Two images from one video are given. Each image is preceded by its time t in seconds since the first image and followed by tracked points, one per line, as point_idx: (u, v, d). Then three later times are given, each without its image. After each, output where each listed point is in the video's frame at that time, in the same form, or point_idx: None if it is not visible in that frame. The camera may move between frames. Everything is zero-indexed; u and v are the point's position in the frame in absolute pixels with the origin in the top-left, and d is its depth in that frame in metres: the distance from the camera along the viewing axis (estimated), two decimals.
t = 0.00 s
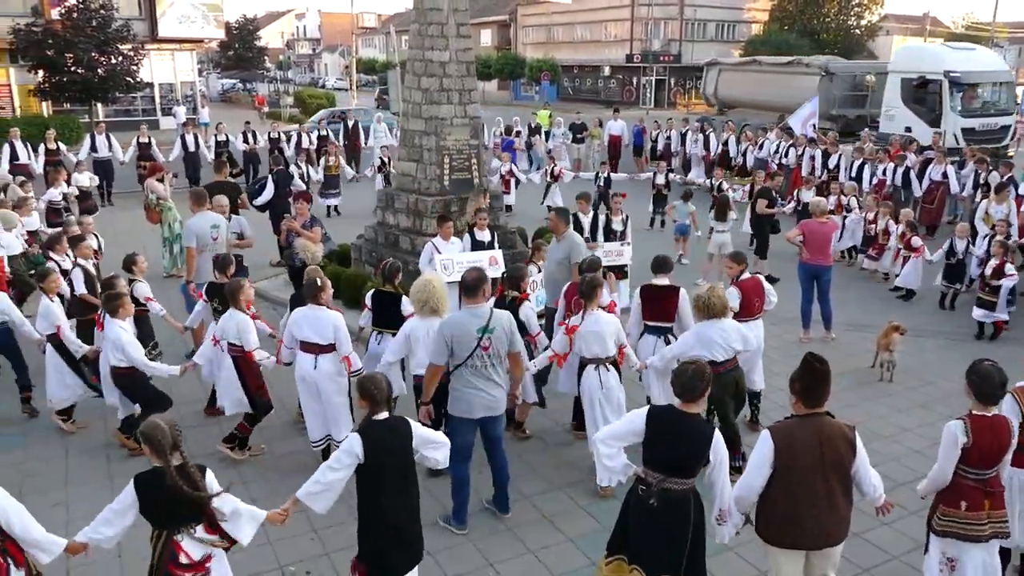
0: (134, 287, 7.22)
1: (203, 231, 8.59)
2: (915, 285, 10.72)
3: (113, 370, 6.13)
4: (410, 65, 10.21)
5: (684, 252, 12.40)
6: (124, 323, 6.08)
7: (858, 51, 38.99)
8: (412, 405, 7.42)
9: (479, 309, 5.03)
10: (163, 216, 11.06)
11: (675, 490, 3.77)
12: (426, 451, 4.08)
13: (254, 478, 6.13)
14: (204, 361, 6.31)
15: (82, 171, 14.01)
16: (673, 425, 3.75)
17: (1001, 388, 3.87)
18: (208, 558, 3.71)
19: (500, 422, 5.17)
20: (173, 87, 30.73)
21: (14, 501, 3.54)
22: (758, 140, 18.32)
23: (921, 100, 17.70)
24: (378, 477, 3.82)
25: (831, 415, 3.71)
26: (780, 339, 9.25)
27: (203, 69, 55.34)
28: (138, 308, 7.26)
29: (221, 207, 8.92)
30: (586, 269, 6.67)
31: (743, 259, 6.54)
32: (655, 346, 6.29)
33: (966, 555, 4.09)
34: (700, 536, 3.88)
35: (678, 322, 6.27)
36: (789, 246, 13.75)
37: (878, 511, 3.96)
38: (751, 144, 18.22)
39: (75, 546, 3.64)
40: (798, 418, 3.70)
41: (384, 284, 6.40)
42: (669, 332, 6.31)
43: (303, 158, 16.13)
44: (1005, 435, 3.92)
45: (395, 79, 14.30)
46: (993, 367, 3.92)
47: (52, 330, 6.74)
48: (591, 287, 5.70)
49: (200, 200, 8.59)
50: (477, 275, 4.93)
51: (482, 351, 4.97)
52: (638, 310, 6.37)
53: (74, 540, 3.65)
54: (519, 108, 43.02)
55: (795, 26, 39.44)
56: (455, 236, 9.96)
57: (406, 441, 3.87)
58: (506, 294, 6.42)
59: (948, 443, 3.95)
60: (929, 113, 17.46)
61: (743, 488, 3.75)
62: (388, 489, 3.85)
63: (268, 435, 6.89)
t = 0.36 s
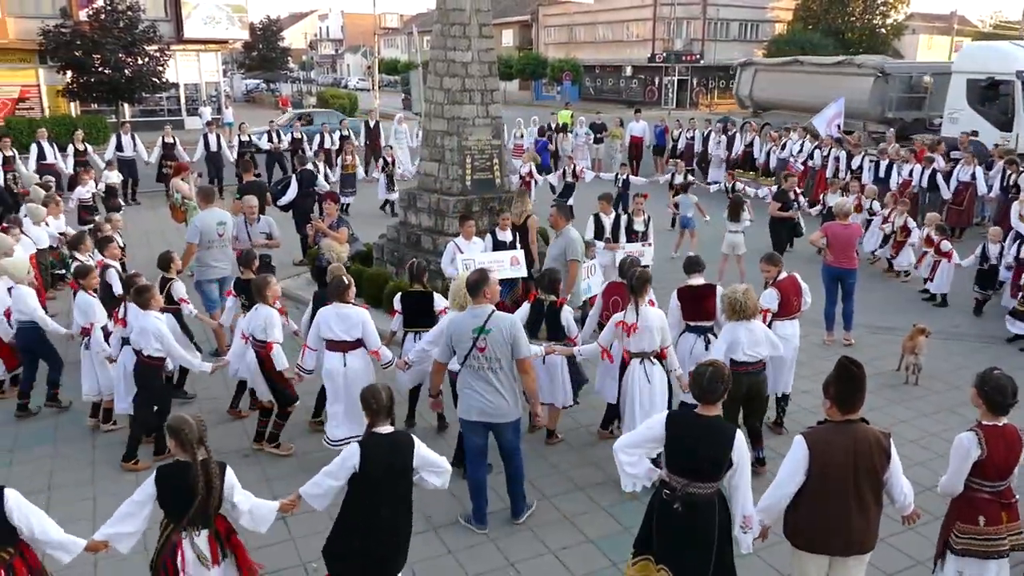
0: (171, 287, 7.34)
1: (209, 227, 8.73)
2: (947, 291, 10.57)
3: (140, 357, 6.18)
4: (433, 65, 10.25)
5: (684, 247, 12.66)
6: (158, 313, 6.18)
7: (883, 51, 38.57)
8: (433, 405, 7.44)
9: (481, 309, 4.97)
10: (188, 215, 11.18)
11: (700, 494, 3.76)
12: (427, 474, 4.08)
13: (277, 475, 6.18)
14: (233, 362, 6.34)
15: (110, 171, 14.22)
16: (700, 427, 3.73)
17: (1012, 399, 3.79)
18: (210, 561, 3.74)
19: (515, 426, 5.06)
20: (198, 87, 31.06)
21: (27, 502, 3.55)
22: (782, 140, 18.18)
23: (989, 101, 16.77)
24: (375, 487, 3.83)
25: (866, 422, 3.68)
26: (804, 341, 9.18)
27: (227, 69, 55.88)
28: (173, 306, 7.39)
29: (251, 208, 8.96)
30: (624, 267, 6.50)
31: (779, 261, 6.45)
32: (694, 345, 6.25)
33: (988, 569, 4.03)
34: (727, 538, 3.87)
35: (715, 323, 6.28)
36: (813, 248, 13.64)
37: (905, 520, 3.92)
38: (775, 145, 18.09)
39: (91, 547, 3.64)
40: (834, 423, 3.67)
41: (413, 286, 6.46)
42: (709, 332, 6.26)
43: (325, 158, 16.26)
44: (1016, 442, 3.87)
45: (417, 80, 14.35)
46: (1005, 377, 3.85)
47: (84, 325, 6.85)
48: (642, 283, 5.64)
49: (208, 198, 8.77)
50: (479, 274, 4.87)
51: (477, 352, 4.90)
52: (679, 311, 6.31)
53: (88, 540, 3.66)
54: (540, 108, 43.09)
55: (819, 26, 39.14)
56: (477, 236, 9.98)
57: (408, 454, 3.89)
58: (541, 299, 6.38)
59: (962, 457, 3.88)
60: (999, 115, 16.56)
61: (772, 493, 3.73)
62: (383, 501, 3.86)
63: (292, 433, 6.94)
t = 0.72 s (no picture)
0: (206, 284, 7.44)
1: (228, 223, 8.95)
2: (985, 296, 10.34)
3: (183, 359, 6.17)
4: (461, 65, 10.29)
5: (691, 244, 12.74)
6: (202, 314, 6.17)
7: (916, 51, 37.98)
8: (458, 404, 7.46)
9: (515, 312, 4.94)
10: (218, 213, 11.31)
11: (724, 500, 3.74)
12: (465, 463, 4.10)
13: (303, 472, 6.24)
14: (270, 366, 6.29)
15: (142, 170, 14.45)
16: (721, 433, 3.70)
17: None
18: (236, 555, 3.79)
19: (541, 434, 4.98)
20: (228, 87, 31.43)
21: (59, 497, 3.63)
22: (812, 142, 17.98)
23: None
24: (407, 475, 3.87)
25: (910, 433, 3.62)
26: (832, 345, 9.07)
27: (256, 69, 56.47)
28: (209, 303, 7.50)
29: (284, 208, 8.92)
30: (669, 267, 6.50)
31: (812, 263, 6.40)
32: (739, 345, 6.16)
33: None
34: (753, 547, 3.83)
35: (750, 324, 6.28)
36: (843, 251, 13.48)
37: (941, 535, 3.86)
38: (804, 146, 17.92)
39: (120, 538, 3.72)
40: (876, 431, 3.62)
41: (442, 288, 6.47)
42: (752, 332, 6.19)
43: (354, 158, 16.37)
44: None
45: (445, 80, 14.40)
46: None
47: (118, 320, 6.94)
48: (681, 278, 5.65)
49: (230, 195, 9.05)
50: (516, 275, 4.87)
51: (505, 356, 4.88)
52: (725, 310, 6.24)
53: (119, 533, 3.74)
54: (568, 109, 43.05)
55: (850, 26, 38.69)
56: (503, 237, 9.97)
57: (443, 442, 3.92)
58: (563, 302, 6.31)
59: (1003, 469, 3.79)
60: None
61: (807, 497, 3.68)
62: (416, 489, 3.90)
63: (319, 430, 7.01)
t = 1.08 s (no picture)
0: (231, 279, 7.59)
1: (250, 217, 9.07)
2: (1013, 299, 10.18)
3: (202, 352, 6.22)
4: (485, 65, 10.32)
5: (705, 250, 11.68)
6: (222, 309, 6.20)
7: (946, 51, 37.41)
8: (481, 404, 7.48)
9: (561, 317, 4.89)
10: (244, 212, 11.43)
11: (747, 503, 3.71)
12: (510, 461, 4.09)
13: (326, 469, 6.29)
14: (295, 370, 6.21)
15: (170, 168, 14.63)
16: (743, 440, 3.67)
17: None
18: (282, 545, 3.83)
19: (574, 440, 4.94)
20: (254, 86, 31.70)
21: (99, 490, 3.68)
22: (838, 143, 17.79)
23: None
24: (451, 484, 3.88)
25: (936, 438, 3.57)
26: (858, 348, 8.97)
27: (282, 68, 56.87)
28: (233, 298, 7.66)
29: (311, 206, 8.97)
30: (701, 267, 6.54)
31: (841, 265, 6.33)
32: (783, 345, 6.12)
33: None
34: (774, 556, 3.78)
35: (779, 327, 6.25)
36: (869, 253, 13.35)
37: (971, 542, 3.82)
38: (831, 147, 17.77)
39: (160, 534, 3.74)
40: (903, 437, 3.57)
41: (449, 283, 6.58)
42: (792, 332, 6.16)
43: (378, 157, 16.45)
44: None
45: (469, 80, 14.42)
46: None
47: (137, 317, 7.04)
48: (707, 283, 5.60)
49: (252, 188, 9.17)
50: (564, 280, 4.82)
51: (551, 360, 4.82)
52: (768, 313, 6.18)
53: (156, 528, 3.76)
54: (591, 109, 42.93)
55: (878, 26, 38.26)
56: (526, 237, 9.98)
57: (482, 449, 3.90)
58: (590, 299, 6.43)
59: None
60: None
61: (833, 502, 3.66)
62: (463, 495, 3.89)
63: (342, 427, 7.06)
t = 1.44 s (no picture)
0: (243, 270, 7.66)
1: (268, 212, 9.09)
2: None
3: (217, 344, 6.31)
4: (509, 65, 10.32)
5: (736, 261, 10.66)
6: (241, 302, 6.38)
7: (976, 51, 36.82)
8: (502, 404, 7.48)
9: (594, 319, 4.88)
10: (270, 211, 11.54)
11: (772, 506, 3.69)
12: (512, 449, 4.10)
13: (349, 467, 6.31)
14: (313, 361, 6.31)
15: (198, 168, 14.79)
16: (771, 442, 3.65)
17: None
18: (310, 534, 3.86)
19: (601, 443, 4.94)
20: (279, 86, 31.94)
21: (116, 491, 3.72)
22: (866, 145, 17.59)
23: None
24: (462, 469, 3.89)
25: (959, 441, 3.53)
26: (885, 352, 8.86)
27: (307, 69, 57.29)
28: (242, 288, 7.71)
29: (332, 209, 8.88)
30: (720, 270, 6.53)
31: (868, 264, 6.30)
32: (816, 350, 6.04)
33: None
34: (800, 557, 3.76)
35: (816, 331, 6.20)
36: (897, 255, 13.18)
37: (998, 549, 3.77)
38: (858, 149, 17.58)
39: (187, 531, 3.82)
40: (924, 440, 3.53)
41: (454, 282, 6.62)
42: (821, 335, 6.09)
43: (404, 158, 16.51)
44: None
45: (493, 80, 14.42)
46: None
47: (155, 315, 7.10)
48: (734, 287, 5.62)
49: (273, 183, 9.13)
50: (598, 284, 4.82)
51: (584, 363, 4.80)
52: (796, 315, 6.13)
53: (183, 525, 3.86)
54: (615, 110, 42.82)
55: (906, 26, 37.81)
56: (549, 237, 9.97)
57: (486, 434, 3.93)
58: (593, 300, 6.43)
59: None
60: None
61: (856, 504, 3.61)
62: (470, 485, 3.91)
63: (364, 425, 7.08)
